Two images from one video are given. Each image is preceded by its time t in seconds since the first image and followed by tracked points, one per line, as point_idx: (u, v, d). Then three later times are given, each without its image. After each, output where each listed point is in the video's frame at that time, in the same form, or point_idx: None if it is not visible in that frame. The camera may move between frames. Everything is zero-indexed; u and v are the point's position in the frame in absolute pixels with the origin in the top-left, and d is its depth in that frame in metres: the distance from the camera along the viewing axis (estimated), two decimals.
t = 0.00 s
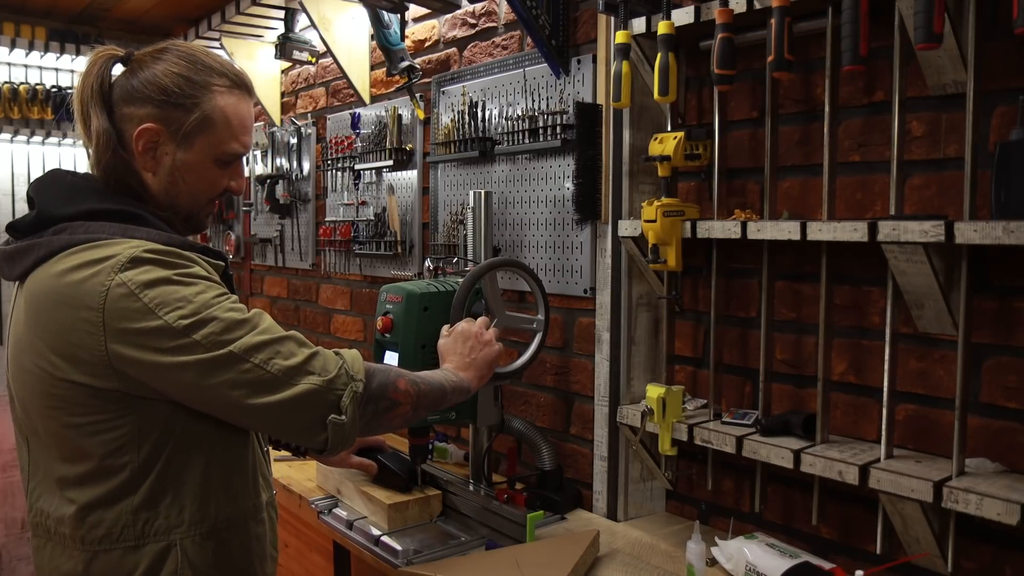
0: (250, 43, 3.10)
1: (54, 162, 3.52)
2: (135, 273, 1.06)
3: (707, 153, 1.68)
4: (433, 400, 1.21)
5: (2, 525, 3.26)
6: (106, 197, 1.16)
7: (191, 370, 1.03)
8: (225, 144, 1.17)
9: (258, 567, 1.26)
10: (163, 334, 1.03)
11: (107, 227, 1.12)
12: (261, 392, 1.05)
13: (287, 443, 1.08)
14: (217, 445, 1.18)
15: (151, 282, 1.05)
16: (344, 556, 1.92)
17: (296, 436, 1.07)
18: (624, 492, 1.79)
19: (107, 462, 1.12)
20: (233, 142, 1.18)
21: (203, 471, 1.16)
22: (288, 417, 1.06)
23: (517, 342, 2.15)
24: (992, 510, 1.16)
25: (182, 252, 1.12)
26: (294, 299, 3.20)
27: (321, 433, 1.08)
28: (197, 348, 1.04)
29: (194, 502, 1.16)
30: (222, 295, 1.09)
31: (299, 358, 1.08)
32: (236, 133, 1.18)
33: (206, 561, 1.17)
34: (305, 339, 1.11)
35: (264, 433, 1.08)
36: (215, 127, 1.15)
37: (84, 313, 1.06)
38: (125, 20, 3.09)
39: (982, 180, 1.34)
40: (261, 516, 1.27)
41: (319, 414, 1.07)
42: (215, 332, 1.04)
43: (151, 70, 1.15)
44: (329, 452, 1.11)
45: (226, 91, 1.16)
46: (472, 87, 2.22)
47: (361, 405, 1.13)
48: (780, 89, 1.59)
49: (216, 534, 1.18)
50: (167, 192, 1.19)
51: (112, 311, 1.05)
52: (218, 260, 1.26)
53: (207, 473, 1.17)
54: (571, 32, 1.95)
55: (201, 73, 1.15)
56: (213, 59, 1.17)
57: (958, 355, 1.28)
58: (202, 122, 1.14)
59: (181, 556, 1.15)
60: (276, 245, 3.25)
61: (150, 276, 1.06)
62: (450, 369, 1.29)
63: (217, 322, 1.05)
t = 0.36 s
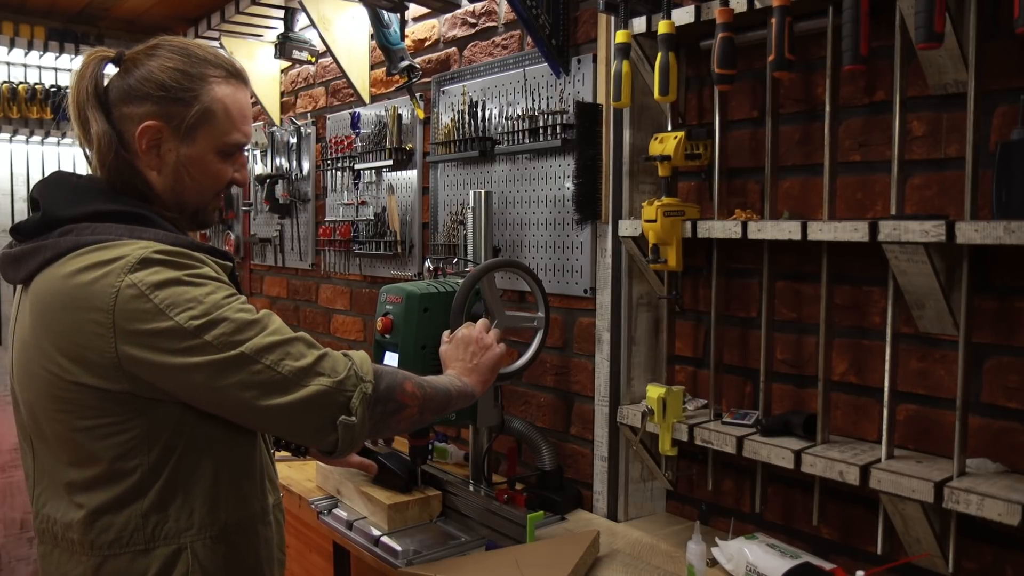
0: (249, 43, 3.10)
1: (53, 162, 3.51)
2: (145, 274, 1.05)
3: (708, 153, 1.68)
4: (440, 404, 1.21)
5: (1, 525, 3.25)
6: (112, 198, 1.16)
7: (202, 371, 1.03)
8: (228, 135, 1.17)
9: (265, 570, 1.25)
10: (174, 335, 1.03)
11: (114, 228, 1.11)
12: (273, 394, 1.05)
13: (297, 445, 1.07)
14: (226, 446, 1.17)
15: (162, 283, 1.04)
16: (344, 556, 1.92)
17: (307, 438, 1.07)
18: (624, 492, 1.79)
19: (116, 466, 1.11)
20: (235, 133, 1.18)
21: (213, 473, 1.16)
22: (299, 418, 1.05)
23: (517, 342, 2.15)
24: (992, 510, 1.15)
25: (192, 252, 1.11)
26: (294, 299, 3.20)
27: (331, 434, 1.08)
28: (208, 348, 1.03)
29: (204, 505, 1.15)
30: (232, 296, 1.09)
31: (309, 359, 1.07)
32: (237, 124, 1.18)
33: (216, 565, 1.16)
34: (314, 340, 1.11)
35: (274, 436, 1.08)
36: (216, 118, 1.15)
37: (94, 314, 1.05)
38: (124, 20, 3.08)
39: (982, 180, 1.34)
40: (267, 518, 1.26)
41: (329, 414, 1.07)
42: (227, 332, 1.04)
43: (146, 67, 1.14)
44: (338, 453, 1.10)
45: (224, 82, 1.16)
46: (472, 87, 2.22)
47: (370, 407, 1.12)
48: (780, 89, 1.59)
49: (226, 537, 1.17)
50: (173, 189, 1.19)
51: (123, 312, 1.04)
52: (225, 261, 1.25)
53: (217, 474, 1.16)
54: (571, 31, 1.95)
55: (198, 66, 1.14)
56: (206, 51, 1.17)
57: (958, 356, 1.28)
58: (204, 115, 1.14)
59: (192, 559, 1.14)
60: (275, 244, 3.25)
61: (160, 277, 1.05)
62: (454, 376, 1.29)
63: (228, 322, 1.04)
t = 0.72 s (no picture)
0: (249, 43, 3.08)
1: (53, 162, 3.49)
2: (157, 275, 1.05)
3: (708, 153, 1.68)
4: (447, 407, 1.20)
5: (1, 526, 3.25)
6: (120, 199, 1.16)
7: (213, 372, 1.03)
8: (232, 130, 1.17)
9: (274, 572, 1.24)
10: (186, 337, 1.03)
11: (123, 229, 1.11)
12: (285, 396, 1.05)
13: (307, 447, 1.07)
14: (237, 448, 1.17)
15: (173, 283, 1.04)
16: (344, 556, 1.92)
17: (317, 440, 1.07)
18: (624, 492, 1.79)
19: (127, 467, 1.10)
20: (238, 128, 1.18)
21: (223, 475, 1.15)
22: (310, 421, 1.05)
23: (517, 342, 2.15)
24: (992, 510, 1.15)
25: (202, 254, 1.11)
26: (294, 299, 3.20)
27: (341, 436, 1.08)
28: (219, 349, 1.03)
29: (215, 506, 1.15)
30: (243, 297, 1.09)
31: (319, 361, 1.07)
32: (239, 118, 1.18)
33: (227, 566, 1.16)
34: (323, 343, 1.11)
35: (284, 438, 1.08)
36: (219, 114, 1.15)
37: (105, 315, 1.05)
38: (124, 20, 3.08)
39: (982, 180, 1.34)
40: (275, 519, 1.25)
41: (339, 416, 1.07)
42: (239, 334, 1.04)
43: (146, 65, 1.14)
44: (348, 455, 1.10)
45: (225, 77, 1.16)
46: (472, 87, 2.22)
47: (379, 410, 1.12)
48: (781, 89, 1.59)
49: (236, 538, 1.17)
50: (179, 188, 1.18)
51: (135, 313, 1.03)
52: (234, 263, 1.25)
53: (228, 476, 1.16)
54: (571, 31, 1.95)
55: (198, 62, 1.14)
56: (204, 47, 1.17)
57: (958, 355, 1.28)
58: (207, 110, 1.14)
59: (204, 561, 1.13)
60: (275, 245, 3.24)
61: (172, 278, 1.05)
62: (457, 380, 1.28)
63: (239, 323, 1.04)
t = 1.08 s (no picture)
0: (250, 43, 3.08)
1: (53, 162, 3.45)
2: (172, 277, 1.05)
3: (708, 153, 1.68)
4: (454, 412, 1.22)
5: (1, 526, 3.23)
6: (134, 201, 1.15)
7: (228, 376, 1.03)
8: (240, 127, 1.17)
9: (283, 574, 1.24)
10: (202, 340, 1.03)
11: (137, 231, 1.11)
12: (299, 400, 1.05)
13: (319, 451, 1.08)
14: (249, 450, 1.16)
15: (189, 286, 1.04)
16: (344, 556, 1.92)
17: (329, 445, 1.07)
18: (624, 492, 1.79)
19: (140, 470, 1.09)
20: (246, 124, 1.18)
21: (235, 477, 1.15)
22: (323, 425, 1.05)
23: (517, 342, 2.15)
24: (992, 510, 1.15)
25: (216, 256, 1.11)
26: (294, 299, 3.20)
27: (353, 441, 1.08)
28: (234, 353, 1.03)
29: (227, 509, 1.14)
30: (256, 300, 1.09)
31: (332, 366, 1.08)
32: (247, 115, 1.18)
33: (239, 569, 1.16)
34: (335, 347, 1.11)
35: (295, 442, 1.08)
36: (228, 111, 1.16)
37: (121, 318, 1.04)
38: (124, 20, 3.07)
39: (982, 180, 1.34)
40: (285, 521, 1.25)
41: (351, 421, 1.08)
42: (253, 337, 1.04)
43: (152, 64, 1.14)
44: (358, 460, 1.11)
45: (232, 74, 1.17)
46: (472, 87, 2.22)
47: (390, 415, 1.13)
48: (781, 89, 1.58)
49: (248, 541, 1.17)
50: (191, 187, 1.18)
51: (150, 315, 1.03)
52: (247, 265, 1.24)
53: (241, 478, 1.16)
54: (571, 31, 1.95)
55: (204, 60, 1.15)
56: (209, 44, 1.17)
57: (958, 355, 1.28)
58: (216, 107, 1.14)
59: (216, 564, 1.13)
60: (275, 244, 3.24)
61: (187, 280, 1.05)
62: (462, 384, 1.29)
63: (253, 327, 1.04)
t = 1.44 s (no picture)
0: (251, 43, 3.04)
1: (52, 162, 3.35)
2: (190, 281, 1.04)
3: (708, 153, 1.68)
4: (462, 417, 1.23)
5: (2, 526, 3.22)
6: (150, 204, 1.15)
7: (243, 380, 1.02)
8: (253, 128, 1.17)
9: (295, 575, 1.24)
10: (218, 343, 1.02)
11: (153, 233, 1.11)
12: (314, 405, 1.04)
13: (331, 455, 1.07)
14: (262, 454, 1.16)
15: (207, 290, 1.04)
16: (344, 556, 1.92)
17: (342, 450, 1.07)
18: (624, 492, 1.79)
19: (154, 472, 1.09)
20: (259, 126, 1.18)
21: (249, 480, 1.15)
22: (336, 430, 1.05)
23: (518, 342, 2.15)
24: (992, 510, 1.15)
25: (232, 260, 1.11)
26: (294, 299, 3.20)
27: (366, 447, 1.08)
28: (250, 357, 1.03)
29: (241, 512, 1.14)
30: (272, 305, 1.09)
31: (346, 372, 1.07)
32: (260, 116, 1.18)
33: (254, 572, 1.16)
34: (348, 353, 1.11)
35: (307, 447, 1.07)
36: (242, 113, 1.15)
37: (138, 321, 1.04)
38: (124, 19, 3.06)
39: (982, 180, 1.34)
40: (296, 524, 1.25)
41: (365, 427, 1.07)
42: (269, 341, 1.04)
43: (165, 66, 1.13)
44: (371, 465, 1.11)
45: (245, 76, 1.16)
46: (472, 87, 2.22)
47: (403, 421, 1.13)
48: (781, 89, 1.58)
49: (261, 543, 1.17)
50: (204, 188, 1.18)
51: (168, 318, 1.03)
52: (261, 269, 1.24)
53: (254, 481, 1.16)
54: (571, 31, 1.95)
55: (218, 62, 1.14)
56: (223, 47, 1.17)
57: (958, 356, 1.28)
58: (230, 109, 1.14)
59: (230, 566, 1.13)
60: (275, 244, 3.24)
61: (206, 284, 1.05)
62: (468, 390, 1.31)
63: (270, 331, 1.04)
